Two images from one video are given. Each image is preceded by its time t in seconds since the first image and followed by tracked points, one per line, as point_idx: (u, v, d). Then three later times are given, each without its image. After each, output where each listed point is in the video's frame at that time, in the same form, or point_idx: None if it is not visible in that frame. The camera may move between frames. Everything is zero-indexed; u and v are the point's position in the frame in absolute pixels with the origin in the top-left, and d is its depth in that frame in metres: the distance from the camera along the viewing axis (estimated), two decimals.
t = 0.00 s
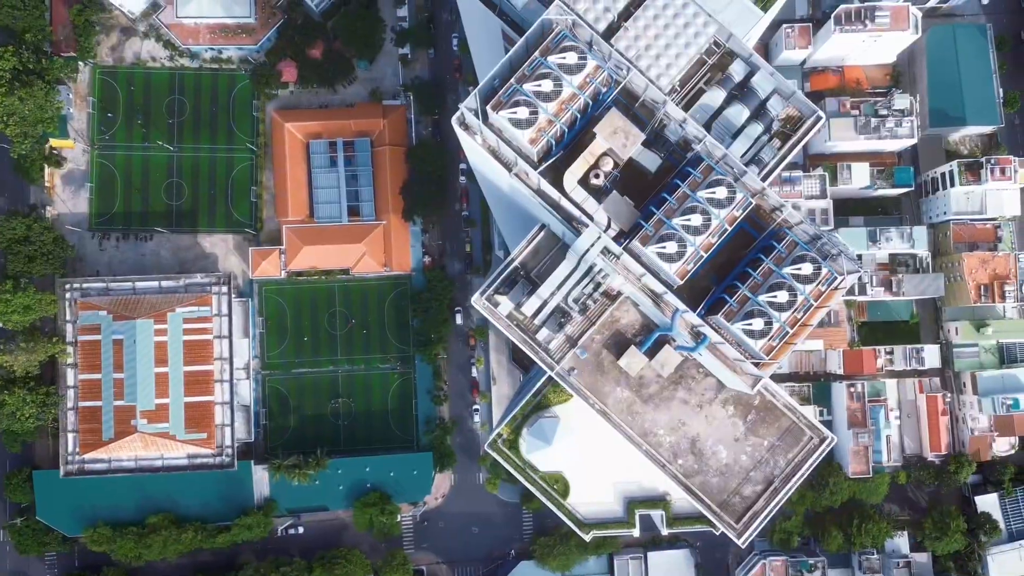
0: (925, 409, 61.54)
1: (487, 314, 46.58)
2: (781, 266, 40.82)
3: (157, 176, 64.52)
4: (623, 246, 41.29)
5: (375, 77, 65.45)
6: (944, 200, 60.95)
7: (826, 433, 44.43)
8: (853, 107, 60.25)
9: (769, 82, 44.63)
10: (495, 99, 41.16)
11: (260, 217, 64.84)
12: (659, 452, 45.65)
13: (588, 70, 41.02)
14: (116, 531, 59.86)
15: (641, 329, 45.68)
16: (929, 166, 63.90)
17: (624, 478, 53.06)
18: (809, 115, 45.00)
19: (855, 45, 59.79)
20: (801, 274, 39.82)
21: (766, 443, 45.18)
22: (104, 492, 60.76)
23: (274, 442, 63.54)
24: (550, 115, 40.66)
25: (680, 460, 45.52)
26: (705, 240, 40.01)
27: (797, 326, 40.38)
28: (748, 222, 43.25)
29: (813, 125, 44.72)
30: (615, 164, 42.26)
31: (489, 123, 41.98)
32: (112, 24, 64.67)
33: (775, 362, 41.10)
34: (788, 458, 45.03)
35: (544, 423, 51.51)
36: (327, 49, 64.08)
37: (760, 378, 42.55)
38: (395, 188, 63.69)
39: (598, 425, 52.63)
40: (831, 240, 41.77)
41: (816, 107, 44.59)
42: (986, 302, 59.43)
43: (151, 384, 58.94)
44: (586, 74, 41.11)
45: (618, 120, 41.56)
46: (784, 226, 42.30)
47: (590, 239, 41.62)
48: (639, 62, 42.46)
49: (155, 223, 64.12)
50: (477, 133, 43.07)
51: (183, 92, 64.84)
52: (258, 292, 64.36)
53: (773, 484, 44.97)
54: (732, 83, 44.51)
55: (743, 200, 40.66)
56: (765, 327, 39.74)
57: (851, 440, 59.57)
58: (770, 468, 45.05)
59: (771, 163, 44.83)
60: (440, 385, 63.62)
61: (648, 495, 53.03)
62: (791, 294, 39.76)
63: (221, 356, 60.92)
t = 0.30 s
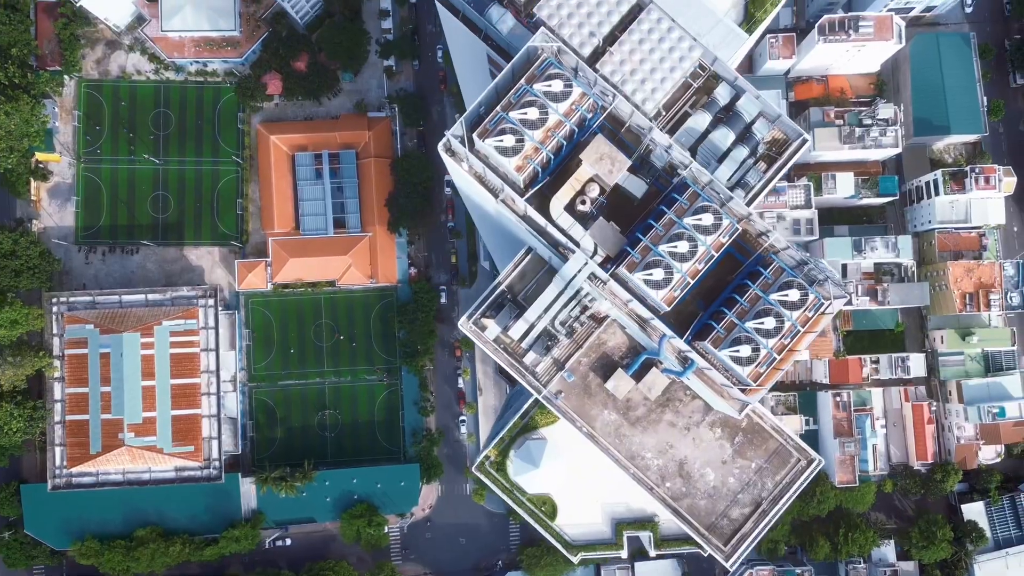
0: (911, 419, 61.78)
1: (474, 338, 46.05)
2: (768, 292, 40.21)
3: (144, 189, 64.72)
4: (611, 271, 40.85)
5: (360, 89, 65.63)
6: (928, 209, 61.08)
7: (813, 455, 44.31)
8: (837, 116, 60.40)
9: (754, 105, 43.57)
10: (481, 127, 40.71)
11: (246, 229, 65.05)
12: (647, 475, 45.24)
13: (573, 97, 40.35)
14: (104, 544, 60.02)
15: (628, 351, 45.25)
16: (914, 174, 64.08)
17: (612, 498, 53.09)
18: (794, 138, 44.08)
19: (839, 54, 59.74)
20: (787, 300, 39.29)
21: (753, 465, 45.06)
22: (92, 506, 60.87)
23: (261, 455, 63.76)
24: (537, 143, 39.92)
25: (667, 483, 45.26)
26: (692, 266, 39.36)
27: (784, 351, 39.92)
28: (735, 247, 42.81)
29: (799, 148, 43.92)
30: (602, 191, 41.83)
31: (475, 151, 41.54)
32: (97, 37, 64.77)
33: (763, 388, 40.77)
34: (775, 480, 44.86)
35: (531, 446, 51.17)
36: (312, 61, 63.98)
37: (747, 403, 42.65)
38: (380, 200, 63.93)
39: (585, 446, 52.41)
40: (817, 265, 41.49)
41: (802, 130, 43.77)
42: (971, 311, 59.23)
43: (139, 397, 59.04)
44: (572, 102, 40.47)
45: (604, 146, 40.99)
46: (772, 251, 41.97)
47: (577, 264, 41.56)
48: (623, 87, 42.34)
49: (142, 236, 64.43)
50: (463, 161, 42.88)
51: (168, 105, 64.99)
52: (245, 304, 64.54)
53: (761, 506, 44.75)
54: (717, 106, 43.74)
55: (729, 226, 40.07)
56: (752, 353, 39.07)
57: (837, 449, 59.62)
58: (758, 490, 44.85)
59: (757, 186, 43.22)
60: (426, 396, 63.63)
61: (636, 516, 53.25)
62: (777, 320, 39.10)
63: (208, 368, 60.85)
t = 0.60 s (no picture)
0: (909, 434, 61.63)
1: (472, 397, 44.34)
2: (768, 363, 39.86)
3: (139, 207, 64.63)
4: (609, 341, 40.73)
5: (356, 105, 65.47)
6: (925, 224, 61.01)
7: (813, 514, 43.06)
8: (834, 132, 59.61)
9: (752, 167, 42.87)
10: (478, 198, 40.77)
11: (243, 245, 64.91)
12: (646, 535, 43.88)
13: (571, 169, 40.46)
14: (101, 563, 59.97)
15: (627, 410, 44.20)
16: (911, 189, 64.16)
17: (609, 552, 53.45)
18: (792, 199, 43.10)
19: (835, 70, 59.72)
20: (786, 372, 38.92)
21: (752, 524, 43.71)
22: (89, 524, 60.81)
23: (258, 471, 63.67)
24: (534, 215, 40.17)
25: (667, 542, 43.84)
26: (691, 338, 38.92)
27: (784, 423, 39.24)
28: (734, 314, 42.69)
29: (797, 209, 42.78)
30: (599, 260, 41.96)
31: (472, 221, 41.53)
32: (93, 54, 64.69)
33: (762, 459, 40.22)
34: (774, 539, 43.61)
35: (529, 503, 49.79)
36: (308, 77, 63.97)
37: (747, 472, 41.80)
38: (377, 217, 63.76)
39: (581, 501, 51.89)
40: (814, 336, 41.69)
41: (800, 191, 42.75)
42: (969, 327, 59.05)
43: (134, 416, 58.95)
44: (569, 173, 40.60)
45: (601, 216, 41.16)
46: (771, 320, 41.76)
47: (574, 331, 40.95)
48: (620, 152, 41.44)
49: (138, 253, 64.37)
50: (461, 228, 42.55)
51: (164, 121, 64.89)
52: (240, 321, 64.35)
53: (760, 565, 43.46)
54: (715, 168, 43.00)
55: (728, 297, 39.64)
56: (752, 427, 38.63)
57: (834, 465, 59.48)
58: (757, 549, 43.57)
59: (755, 249, 41.92)
60: (423, 413, 63.52)
61: (633, 570, 53.40)
62: (776, 393, 38.66)
63: (204, 387, 60.79)
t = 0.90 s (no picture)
0: (910, 458, 61.69)
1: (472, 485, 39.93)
2: (772, 468, 36.49)
3: (139, 232, 64.59)
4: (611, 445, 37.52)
5: (356, 129, 65.44)
6: (925, 249, 61.08)
7: None
8: (834, 157, 59.62)
9: (753, 257, 40.77)
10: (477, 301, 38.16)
11: (243, 270, 64.89)
12: None
13: (572, 273, 37.73)
14: None
15: (629, 494, 38.96)
16: (911, 213, 64.10)
17: None
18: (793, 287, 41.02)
19: (835, 96, 59.68)
20: (790, 480, 35.57)
21: None
22: (89, 550, 60.86)
23: (259, 496, 63.67)
24: (534, 318, 37.64)
25: None
26: (694, 443, 35.75)
27: (787, 531, 36.07)
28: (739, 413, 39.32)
29: (798, 299, 40.74)
30: (602, 360, 38.73)
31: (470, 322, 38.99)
32: (92, 79, 64.67)
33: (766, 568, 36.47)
34: None
35: None
36: (308, 102, 64.07)
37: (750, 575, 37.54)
38: (377, 241, 63.76)
39: None
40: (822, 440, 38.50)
41: (801, 279, 41.15)
42: (969, 353, 59.06)
43: (134, 443, 58.92)
44: (570, 276, 37.87)
45: (602, 315, 38.11)
46: (778, 420, 38.37)
47: (575, 435, 38.29)
48: (620, 245, 39.06)
49: (138, 278, 64.35)
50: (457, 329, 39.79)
51: (164, 146, 64.82)
52: (240, 346, 64.32)
53: None
54: (716, 258, 40.72)
55: (732, 402, 36.46)
56: (755, 536, 35.27)
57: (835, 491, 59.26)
58: None
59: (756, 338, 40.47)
60: (423, 438, 63.51)
61: None
62: (780, 501, 35.27)
63: (204, 413, 60.85)
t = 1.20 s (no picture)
0: (911, 490, 61.40)
1: None
2: None
3: (139, 262, 64.63)
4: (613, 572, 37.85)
5: (356, 159, 65.38)
6: (925, 280, 61.21)
7: None
8: (835, 191, 59.48)
9: (755, 368, 41.50)
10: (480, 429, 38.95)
11: (243, 300, 64.82)
12: None
13: (573, 401, 37.92)
14: None
15: None
16: (912, 244, 64.34)
17: None
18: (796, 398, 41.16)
19: (836, 129, 59.72)
20: None
21: None
22: None
23: (259, 527, 63.69)
24: (536, 447, 37.94)
25: None
26: None
27: None
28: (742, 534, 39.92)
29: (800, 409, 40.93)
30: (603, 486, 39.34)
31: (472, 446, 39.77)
32: (92, 109, 64.65)
33: None
34: None
35: None
36: (308, 134, 64.10)
37: None
38: (378, 272, 63.73)
39: None
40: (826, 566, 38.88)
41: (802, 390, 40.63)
42: (969, 386, 59.14)
43: (134, 477, 58.85)
44: (572, 404, 38.05)
45: (604, 439, 38.72)
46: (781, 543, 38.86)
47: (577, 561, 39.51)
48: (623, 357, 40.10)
49: (138, 308, 64.32)
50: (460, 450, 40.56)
51: (164, 177, 64.77)
52: (241, 377, 64.23)
53: None
54: (717, 368, 41.80)
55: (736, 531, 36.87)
56: None
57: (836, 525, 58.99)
58: None
59: (759, 450, 40.86)
60: (423, 470, 63.45)
61: None
62: None
63: (204, 446, 61.01)
